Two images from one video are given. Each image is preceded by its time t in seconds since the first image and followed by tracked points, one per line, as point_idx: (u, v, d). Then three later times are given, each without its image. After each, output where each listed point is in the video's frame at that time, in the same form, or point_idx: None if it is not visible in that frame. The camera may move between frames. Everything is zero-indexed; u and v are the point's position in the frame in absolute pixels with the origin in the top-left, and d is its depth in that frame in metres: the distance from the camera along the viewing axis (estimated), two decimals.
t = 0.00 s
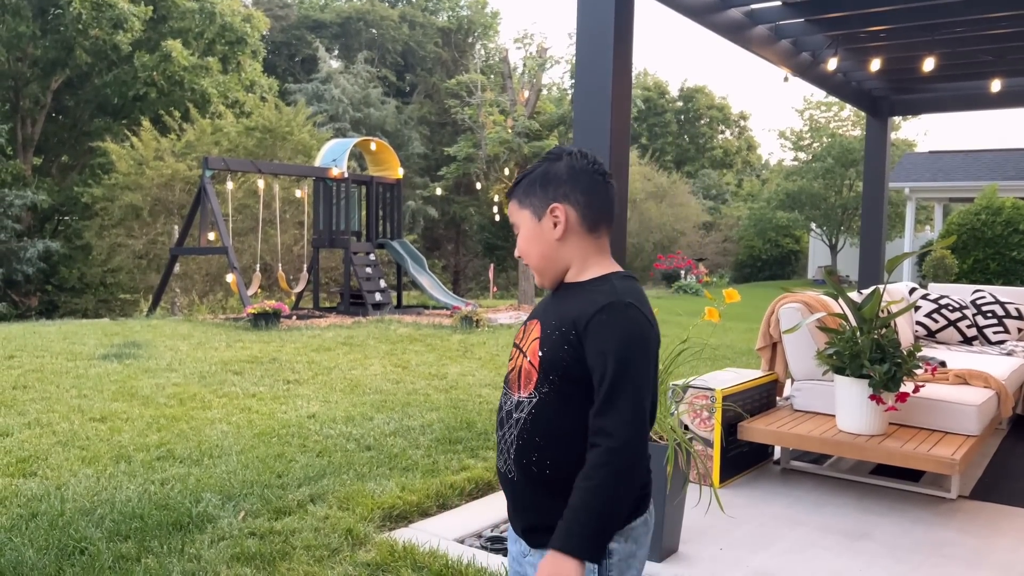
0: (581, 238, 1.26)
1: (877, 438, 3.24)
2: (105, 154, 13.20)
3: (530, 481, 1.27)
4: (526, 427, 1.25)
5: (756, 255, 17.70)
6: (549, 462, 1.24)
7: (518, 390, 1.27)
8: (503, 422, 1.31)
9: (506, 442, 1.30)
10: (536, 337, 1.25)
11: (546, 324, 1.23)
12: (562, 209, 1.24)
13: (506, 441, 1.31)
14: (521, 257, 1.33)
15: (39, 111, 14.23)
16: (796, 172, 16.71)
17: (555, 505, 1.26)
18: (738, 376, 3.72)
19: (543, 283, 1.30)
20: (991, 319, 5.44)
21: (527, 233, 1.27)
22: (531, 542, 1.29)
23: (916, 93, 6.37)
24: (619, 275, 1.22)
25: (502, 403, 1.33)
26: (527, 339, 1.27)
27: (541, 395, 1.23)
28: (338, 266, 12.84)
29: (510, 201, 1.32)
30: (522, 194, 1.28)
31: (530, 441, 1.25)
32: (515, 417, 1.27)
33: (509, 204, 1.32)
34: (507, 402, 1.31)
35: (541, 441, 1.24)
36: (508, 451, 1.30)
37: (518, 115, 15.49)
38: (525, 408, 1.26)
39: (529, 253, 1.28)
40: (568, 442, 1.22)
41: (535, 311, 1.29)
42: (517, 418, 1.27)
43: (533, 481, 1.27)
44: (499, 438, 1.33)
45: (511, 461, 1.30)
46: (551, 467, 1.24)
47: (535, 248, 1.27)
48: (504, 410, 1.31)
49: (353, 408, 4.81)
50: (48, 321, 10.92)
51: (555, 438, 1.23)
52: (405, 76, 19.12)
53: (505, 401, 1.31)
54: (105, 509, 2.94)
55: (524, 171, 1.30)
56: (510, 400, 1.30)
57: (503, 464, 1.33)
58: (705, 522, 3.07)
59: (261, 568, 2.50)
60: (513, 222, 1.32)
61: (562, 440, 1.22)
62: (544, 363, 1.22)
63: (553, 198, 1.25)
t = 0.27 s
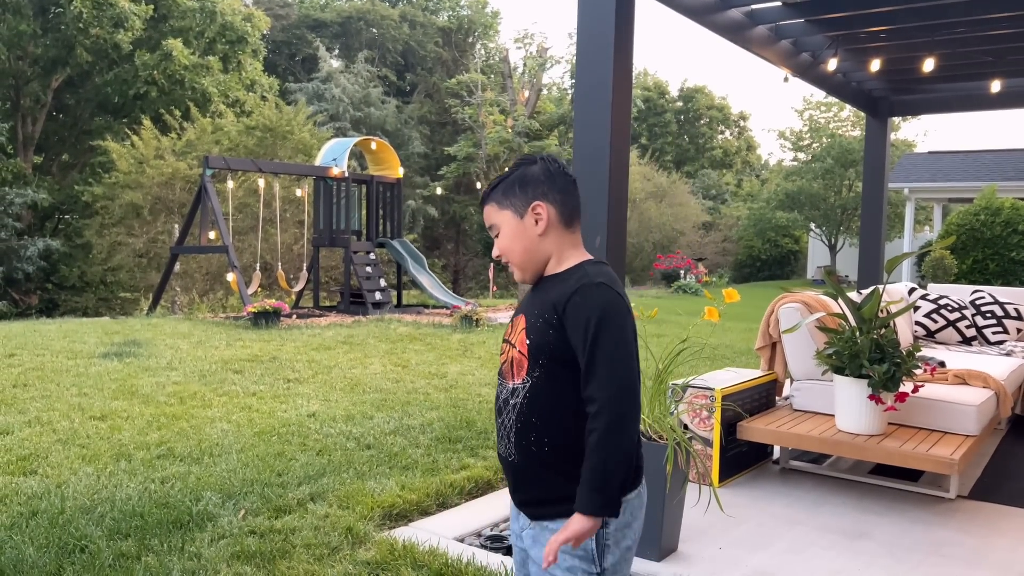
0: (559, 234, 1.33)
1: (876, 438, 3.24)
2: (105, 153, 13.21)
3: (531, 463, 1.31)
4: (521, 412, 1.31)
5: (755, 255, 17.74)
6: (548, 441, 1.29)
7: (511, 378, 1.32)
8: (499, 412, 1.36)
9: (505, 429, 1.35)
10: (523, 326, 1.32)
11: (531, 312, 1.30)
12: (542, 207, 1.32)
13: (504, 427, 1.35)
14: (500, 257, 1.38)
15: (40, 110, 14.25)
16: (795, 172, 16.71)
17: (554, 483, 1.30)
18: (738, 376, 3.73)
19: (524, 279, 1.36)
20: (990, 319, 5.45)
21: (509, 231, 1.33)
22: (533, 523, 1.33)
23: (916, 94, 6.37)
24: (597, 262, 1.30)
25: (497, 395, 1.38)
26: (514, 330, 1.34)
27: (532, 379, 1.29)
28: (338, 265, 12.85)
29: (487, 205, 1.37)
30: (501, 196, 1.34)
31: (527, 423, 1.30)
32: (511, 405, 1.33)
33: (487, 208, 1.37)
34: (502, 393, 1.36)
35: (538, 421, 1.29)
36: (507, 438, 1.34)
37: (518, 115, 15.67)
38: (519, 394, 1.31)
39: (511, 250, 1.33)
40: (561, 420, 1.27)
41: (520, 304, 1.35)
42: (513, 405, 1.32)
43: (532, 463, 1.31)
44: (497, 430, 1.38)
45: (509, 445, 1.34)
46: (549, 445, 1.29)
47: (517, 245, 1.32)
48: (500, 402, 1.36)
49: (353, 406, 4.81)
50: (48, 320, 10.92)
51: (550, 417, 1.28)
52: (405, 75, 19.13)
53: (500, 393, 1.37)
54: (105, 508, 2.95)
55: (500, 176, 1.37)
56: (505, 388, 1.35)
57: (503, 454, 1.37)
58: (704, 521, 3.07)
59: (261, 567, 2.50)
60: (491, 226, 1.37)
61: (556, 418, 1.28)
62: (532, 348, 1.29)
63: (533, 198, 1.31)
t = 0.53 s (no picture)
0: (555, 231, 1.34)
1: (876, 438, 3.24)
2: (105, 152, 13.21)
3: (528, 454, 1.31)
4: (519, 404, 1.31)
5: (755, 256, 17.80)
6: (546, 433, 1.28)
7: (509, 371, 1.33)
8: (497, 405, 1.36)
9: (502, 421, 1.35)
10: (522, 320, 1.32)
11: (532, 306, 1.30)
12: (539, 207, 1.32)
13: (501, 419, 1.35)
14: (491, 257, 1.37)
15: (40, 109, 14.26)
16: (795, 172, 16.70)
17: (551, 475, 1.30)
18: (738, 376, 3.73)
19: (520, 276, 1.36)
20: (991, 319, 5.45)
21: (505, 231, 1.32)
22: (529, 513, 1.33)
23: (916, 94, 6.37)
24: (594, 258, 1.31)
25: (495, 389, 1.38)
26: (513, 324, 1.34)
27: (531, 371, 1.29)
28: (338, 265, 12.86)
29: (479, 208, 1.36)
30: (495, 198, 1.34)
31: (525, 415, 1.30)
32: (509, 397, 1.33)
33: (478, 210, 1.36)
34: (500, 386, 1.36)
35: (537, 411, 1.29)
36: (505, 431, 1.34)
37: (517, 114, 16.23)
38: (518, 385, 1.31)
39: (507, 249, 1.33)
40: (562, 411, 1.27)
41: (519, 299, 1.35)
42: (511, 398, 1.32)
43: (531, 454, 1.31)
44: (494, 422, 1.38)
45: (507, 437, 1.34)
46: (547, 438, 1.29)
47: (515, 243, 1.32)
48: (498, 394, 1.36)
49: (354, 406, 4.81)
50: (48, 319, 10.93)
51: (550, 409, 1.28)
52: (405, 75, 19.14)
53: (498, 386, 1.37)
54: (105, 507, 2.95)
55: (489, 177, 1.36)
56: (503, 381, 1.35)
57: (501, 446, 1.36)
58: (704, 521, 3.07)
59: (261, 566, 2.51)
60: (484, 227, 1.36)
61: (555, 410, 1.27)
62: (533, 341, 1.28)
63: (529, 197, 1.32)
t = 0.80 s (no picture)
0: (568, 236, 1.35)
1: (876, 439, 3.24)
2: (106, 152, 13.22)
3: (526, 459, 1.31)
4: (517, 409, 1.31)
5: (755, 256, 17.88)
6: (544, 438, 1.29)
7: (507, 375, 1.33)
8: (493, 409, 1.36)
9: (499, 426, 1.35)
10: (520, 322, 1.32)
11: (531, 310, 1.30)
12: (572, 206, 1.34)
13: (497, 424, 1.35)
14: (500, 229, 1.34)
15: (40, 109, 14.26)
16: (796, 172, 16.68)
17: (550, 479, 1.29)
18: (738, 377, 3.73)
19: (522, 265, 1.35)
20: (991, 320, 5.45)
21: (533, 212, 1.31)
22: (527, 517, 1.33)
23: (917, 94, 6.37)
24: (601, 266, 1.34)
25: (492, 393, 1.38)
26: (510, 327, 1.34)
27: (529, 375, 1.30)
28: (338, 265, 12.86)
29: (511, 176, 1.34)
30: (537, 177, 1.33)
31: (522, 420, 1.30)
32: (506, 402, 1.33)
33: (509, 178, 1.34)
34: (496, 390, 1.36)
35: (534, 416, 1.29)
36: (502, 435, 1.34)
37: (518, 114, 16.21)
38: (514, 390, 1.31)
39: (528, 227, 1.32)
40: (559, 416, 1.27)
41: (516, 301, 1.36)
42: (507, 403, 1.33)
43: (528, 458, 1.31)
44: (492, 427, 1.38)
45: (504, 442, 1.34)
46: (545, 442, 1.28)
47: (538, 226, 1.31)
48: (494, 399, 1.37)
49: (354, 406, 4.81)
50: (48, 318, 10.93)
51: (549, 414, 1.28)
52: (405, 75, 19.13)
53: (495, 390, 1.37)
54: (105, 507, 2.95)
55: (533, 154, 1.35)
56: (499, 385, 1.35)
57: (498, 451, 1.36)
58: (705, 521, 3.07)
59: (261, 566, 2.51)
60: (510, 196, 1.34)
61: (554, 415, 1.28)
62: (531, 345, 1.29)
63: (567, 192, 1.34)
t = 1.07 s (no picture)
0: (609, 255, 1.24)
1: (876, 439, 3.24)
2: (106, 152, 13.23)
3: (533, 478, 1.22)
4: (530, 423, 1.21)
5: (755, 256, 17.95)
6: (556, 458, 1.19)
7: (523, 386, 1.23)
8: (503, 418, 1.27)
9: (508, 440, 1.26)
10: (542, 331, 1.21)
11: (555, 321, 1.20)
12: (626, 224, 1.23)
13: (507, 437, 1.26)
14: (544, 222, 1.22)
15: (40, 109, 14.26)
16: (796, 172, 16.67)
17: (561, 499, 1.20)
18: (738, 376, 3.73)
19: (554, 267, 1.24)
20: (991, 319, 5.44)
21: (584, 221, 1.20)
22: (534, 537, 1.24)
23: (917, 94, 6.37)
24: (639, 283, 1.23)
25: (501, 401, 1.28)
26: (530, 333, 1.23)
27: (547, 391, 1.20)
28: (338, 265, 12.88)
29: (572, 173, 1.21)
30: (600, 184, 1.20)
31: (534, 436, 1.21)
32: (518, 413, 1.24)
33: (570, 176, 1.21)
34: (507, 398, 1.26)
35: (548, 434, 1.19)
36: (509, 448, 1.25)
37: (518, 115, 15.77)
38: (527, 405, 1.22)
39: (573, 237, 1.20)
40: (575, 437, 1.18)
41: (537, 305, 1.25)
42: (520, 414, 1.23)
43: (535, 477, 1.22)
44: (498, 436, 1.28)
45: (512, 458, 1.25)
46: (556, 463, 1.19)
47: (586, 236, 1.20)
48: (504, 408, 1.27)
49: (354, 406, 4.81)
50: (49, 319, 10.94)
51: (563, 434, 1.18)
52: (405, 75, 19.15)
53: (506, 398, 1.27)
54: (105, 507, 2.95)
55: (602, 153, 1.22)
56: (511, 396, 1.25)
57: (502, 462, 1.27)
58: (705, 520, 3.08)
59: (261, 567, 2.51)
60: (566, 193, 1.21)
61: (570, 436, 1.18)
62: (552, 360, 1.19)
63: (627, 209, 1.22)
